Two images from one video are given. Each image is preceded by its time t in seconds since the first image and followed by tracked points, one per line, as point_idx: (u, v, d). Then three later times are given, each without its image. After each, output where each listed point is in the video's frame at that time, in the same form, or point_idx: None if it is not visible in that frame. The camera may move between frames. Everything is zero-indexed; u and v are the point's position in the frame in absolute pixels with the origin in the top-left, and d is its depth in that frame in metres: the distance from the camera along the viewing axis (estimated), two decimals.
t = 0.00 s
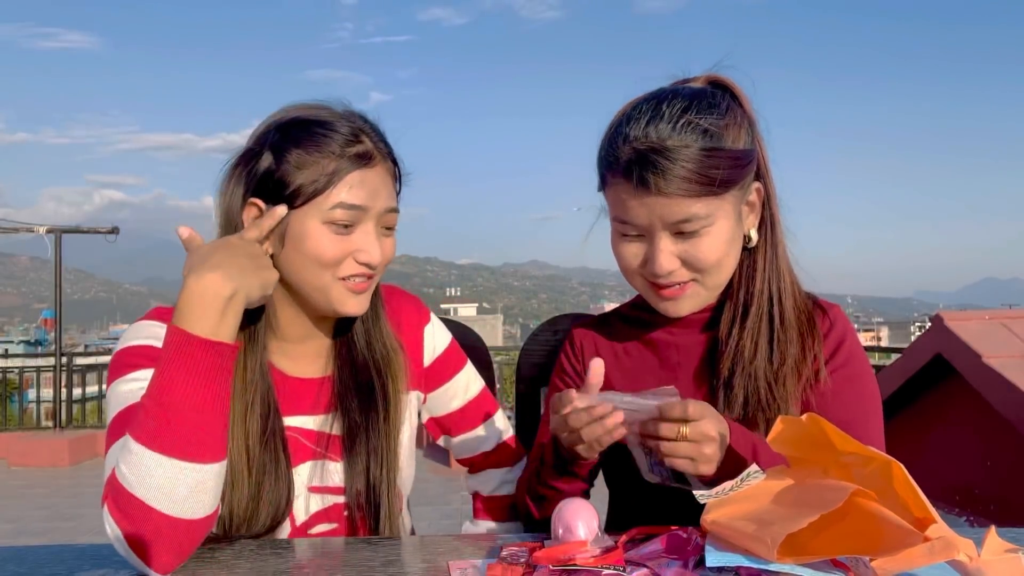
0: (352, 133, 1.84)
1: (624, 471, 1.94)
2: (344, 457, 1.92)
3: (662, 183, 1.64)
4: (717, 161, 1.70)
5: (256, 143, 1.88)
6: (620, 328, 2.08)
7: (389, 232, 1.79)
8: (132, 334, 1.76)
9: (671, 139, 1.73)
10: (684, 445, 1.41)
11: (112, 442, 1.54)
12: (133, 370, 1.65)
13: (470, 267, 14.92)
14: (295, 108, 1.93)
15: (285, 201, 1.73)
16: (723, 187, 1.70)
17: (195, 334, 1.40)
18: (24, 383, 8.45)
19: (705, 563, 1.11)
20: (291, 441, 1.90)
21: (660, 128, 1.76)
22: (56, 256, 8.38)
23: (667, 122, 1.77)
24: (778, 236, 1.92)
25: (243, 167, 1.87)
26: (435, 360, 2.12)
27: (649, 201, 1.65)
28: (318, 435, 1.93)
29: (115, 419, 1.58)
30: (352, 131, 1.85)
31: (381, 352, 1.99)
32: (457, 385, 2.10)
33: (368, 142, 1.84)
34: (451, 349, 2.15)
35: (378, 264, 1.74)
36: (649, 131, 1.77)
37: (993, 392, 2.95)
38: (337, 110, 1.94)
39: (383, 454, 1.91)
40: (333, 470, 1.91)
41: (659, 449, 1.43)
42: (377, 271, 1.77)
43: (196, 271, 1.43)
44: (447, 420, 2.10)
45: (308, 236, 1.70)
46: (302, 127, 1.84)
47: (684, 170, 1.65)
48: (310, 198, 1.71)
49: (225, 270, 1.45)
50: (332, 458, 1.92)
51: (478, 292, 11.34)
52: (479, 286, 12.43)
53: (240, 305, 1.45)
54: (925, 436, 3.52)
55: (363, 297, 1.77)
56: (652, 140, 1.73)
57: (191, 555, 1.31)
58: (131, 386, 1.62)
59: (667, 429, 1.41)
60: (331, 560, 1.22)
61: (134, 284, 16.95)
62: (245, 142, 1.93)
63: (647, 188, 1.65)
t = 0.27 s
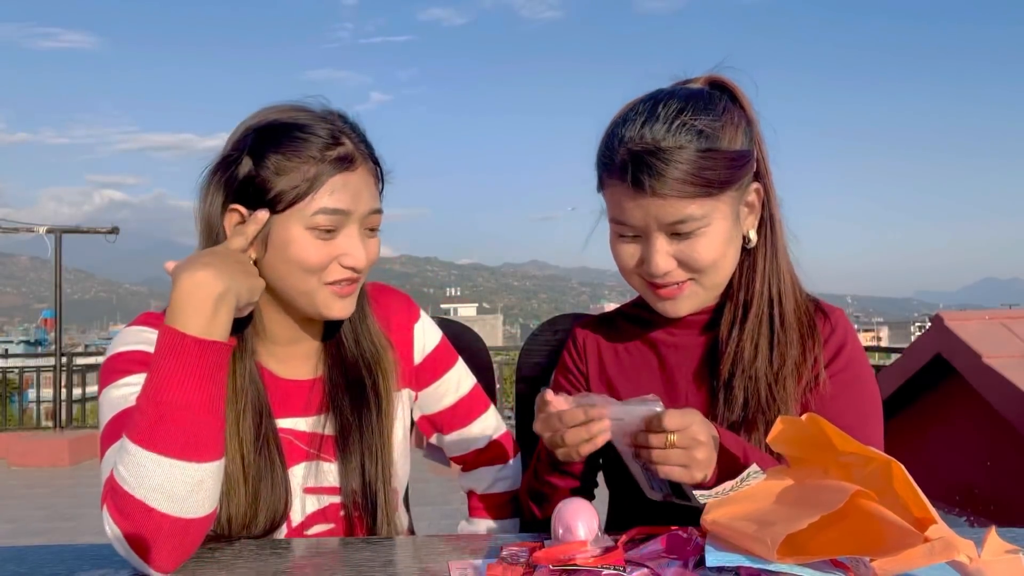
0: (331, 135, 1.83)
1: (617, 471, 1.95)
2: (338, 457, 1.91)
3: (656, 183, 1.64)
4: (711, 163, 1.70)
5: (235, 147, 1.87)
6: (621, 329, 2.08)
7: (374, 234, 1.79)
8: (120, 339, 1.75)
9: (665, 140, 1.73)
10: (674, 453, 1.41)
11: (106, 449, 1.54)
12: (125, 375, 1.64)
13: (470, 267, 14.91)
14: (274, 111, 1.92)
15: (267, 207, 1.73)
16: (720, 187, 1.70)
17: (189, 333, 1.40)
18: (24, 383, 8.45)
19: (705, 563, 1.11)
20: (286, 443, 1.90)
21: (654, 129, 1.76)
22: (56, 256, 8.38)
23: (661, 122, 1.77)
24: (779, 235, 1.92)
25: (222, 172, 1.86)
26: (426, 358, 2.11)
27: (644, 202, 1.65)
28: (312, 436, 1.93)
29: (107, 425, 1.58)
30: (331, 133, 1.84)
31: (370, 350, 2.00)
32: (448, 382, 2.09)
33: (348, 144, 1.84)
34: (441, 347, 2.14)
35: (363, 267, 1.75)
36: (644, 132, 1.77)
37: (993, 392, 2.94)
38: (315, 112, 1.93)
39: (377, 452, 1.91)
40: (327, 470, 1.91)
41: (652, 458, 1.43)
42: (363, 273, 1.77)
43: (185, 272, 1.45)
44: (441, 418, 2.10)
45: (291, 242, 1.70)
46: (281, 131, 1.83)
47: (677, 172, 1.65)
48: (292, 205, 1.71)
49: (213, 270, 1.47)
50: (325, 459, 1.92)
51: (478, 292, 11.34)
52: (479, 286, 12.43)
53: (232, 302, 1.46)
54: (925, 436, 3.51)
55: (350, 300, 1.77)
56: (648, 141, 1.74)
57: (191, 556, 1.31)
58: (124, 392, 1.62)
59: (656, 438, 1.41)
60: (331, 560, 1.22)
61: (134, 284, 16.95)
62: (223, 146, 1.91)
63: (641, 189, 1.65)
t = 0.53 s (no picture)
0: (328, 134, 1.83)
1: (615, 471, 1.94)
2: (335, 456, 1.91)
3: (655, 185, 1.64)
4: (711, 164, 1.70)
5: (230, 146, 1.87)
6: (623, 329, 2.09)
7: (369, 233, 1.79)
8: (114, 341, 1.74)
9: (665, 142, 1.73)
10: (676, 456, 1.41)
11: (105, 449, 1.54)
12: (123, 376, 1.64)
13: (470, 267, 14.91)
14: (270, 109, 1.92)
15: (263, 206, 1.73)
16: (720, 189, 1.70)
17: (187, 332, 1.40)
18: (24, 383, 8.45)
19: (705, 563, 1.11)
20: (283, 444, 1.90)
21: (654, 132, 1.76)
22: (56, 256, 8.38)
23: (661, 125, 1.77)
24: (781, 236, 1.92)
25: (218, 171, 1.86)
26: (422, 356, 2.11)
27: (644, 204, 1.66)
28: (308, 437, 1.92)
29: (105, 427, 1.58)
30: (327, 132, 1.84)
31: (365, 349, 2.00)
32: (445, 381, 2.09)
33: (344, 143, 1.83)
34: (437, 345, 2.14)
35: (357, 266, 1.74)
36: (644, 135, 1.77)
37: (993, 392, 2.94)
38: (312, 111, 1.93)
39: (374, 451, 1.90)
40: (324, 470, 1.91)
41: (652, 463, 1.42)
42: (358, 272, 1.77)
43: (182, 271, 1.45)
44: (436, 416, 2.10)
45: (286, 241, 1.70)
46: (277, 129, 1.83)
47: (677, 173, 1.65)
48: (288, 203, 1.71)
49: (210, 269, 1.47)
50: (321, 458, 1.92)
51: (478, 292, 11.34)
52: (479, 286, 12.43)
53: (229, 300, 1.46)
54: (924, 437, 3.52)
55: (344, 299, 1.77)
56: (647, 143, 1.74)
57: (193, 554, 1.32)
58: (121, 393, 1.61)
59: (655, 442, 1.40)
60: (331, 560, 1.22)
61: (134, 284, 16.95)
62: (219, 144, 1.91)
63: (640, 191, 1.65)
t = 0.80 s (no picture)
0: (329, 136, 1.83)
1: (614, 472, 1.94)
2: (335, 457, 1.91)
3: (655, 187, 1.64)
4: (712, 165, 1.70)
5: (232, 145, 1.87)
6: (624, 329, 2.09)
7: (368, 235, 1.78)
8: (113, 343, 1.74)
9: (666, 143, 1.73)
10: (676, 467, 1.42)
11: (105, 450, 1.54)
12: (123, 377, 1.64)
13: (469, 267, 14.91)
14: (272, 109, 1.92)
15: (263, 206, 1.73)
16: (721, 191, 1.70)
17: (186, 333, 1.40)
18: (23, 383, 8.45)
19: (705, 563, 1.11)
20: (283, 445, 1.90)
21: (655, 132, 1.76)
22: (56, 256, 8.38)
23: (662, 126, 1.77)
24: (784, 236, 1.91)
25: (219, 170, 1.86)
26: (422, 357, 2.11)
27: (643, 205, 1.66)
28: (308, 437, 1.92)
29: (104, 428, 1.58)
30: (329, 133, 1.84)
31: (364, 350, 2.00)
32: (445, 382, 2.09)
33: (346, 145, 1.83)
34: (438, 345, 2.15)
35: (356, 268, 1.74)
36: (645, 135, 1.77)
37: (993, 392, 2.95)
38: (314, 112, 1.93)
39: (374, 452, 1.90)
40: (323, 471, 1.91)
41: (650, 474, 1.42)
42: (357, 274, 1.77)
43: (183, 271, 1.45)
44: (436, 416, 2.10)
45: (286, 241, 1.70)
46: (279, 130, 1.83)
47: (678, 174, 1.65)
48: (287, 204, 1.71)
49: (210, 269, 1.47)
50: (321, 459, 1.92)
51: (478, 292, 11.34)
52: (479, 286, 12.43)
53: (229, 300, 1.46)
54: (924, 437, 3.52)
55: (342, 301, 1.77)
56: (648, 144, 1.74)
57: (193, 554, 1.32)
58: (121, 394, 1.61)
59: (657, 452, 1.41)
60: (331, 560, 1.22)
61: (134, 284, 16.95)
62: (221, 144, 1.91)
63: (640, 192, 1.66)
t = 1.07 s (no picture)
0: (333, 137, 1.83)
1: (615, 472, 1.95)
2: (336, 457, 1.91)
3: (645, 186, 1.65)
4: (703, 166, 1.70)
5: (236, 145, 1.86)
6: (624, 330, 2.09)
7: (371, 237, 1.79)
8: (114, 343, 1.74)
9: (657, 143, 1.74)
10: (685, 473, 1.48)
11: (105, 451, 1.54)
12: (122, 378, 1.64)
13: (469, 267, 14.91)
14: (276, 110, 1.91)
15: (266, 207, 1.73)
16: (711, 192, 1.70)
17: (187, 333, 1.40)
18: (23, 383, 8.46)
19: (705, 563, 1.11)
20: (283, 445, 1.90)
21: (648, 131, 1.76)
22: (56, 256, 8.38)
23: (655, 125, 1.77)
24: (778, 238, 1.92)
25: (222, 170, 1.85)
26: (422, 357, 2.11)
27: (634, 205, 1.66)
28: (308, 438, 1.93)
29: (104, 428, 1.58)
30: (333, 134, 1.83)
31: (363, 351, 2.00)
32: (444, 382, 2.09)
33: (350, 147, 1.83)
34: (438, 345, 2.14)
35: (359, 269, 1.75)
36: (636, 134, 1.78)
37: (993, 392, 2.95)
38: (319, 113, 1.92)
39: (374, 452, 1.90)
40: (324, 471, 1.91)
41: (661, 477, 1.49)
42: (357, 276, 1.77)
43: (183, 271, 1.45)
44: (436, 417, 2.10)
45: (288, 243, 1.70)
46: (281, 130, 1.83)
47: (668, 174, 1.65)
48: (291, 205, 1.71)
49: (211, 269, 1.47)
50: (322, 459, 1.92)
51: (478, 292, 11.33)
52: (479, 286, 12.43)
53: (229, 301, 1.46)
54: (924, 437, 3.52)
55: (346, 299, 1.77)
56: (639, 144, 1.75)
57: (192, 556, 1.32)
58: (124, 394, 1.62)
59: (670, 457, 1.48)
60: (331, 560, 1.22)
61: (134, 284, 16.94)
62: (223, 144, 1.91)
63: (631, 192, 1.66)
